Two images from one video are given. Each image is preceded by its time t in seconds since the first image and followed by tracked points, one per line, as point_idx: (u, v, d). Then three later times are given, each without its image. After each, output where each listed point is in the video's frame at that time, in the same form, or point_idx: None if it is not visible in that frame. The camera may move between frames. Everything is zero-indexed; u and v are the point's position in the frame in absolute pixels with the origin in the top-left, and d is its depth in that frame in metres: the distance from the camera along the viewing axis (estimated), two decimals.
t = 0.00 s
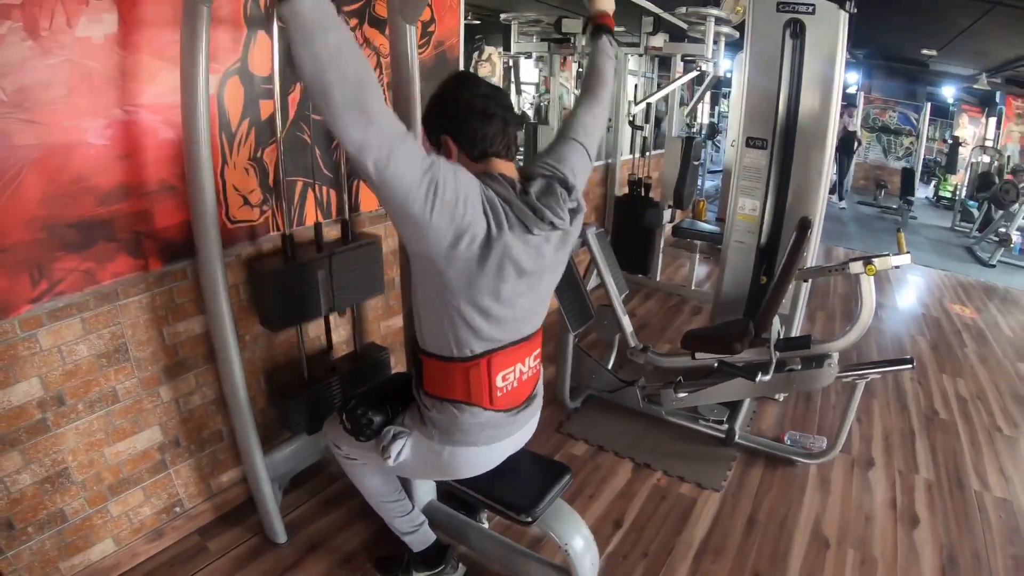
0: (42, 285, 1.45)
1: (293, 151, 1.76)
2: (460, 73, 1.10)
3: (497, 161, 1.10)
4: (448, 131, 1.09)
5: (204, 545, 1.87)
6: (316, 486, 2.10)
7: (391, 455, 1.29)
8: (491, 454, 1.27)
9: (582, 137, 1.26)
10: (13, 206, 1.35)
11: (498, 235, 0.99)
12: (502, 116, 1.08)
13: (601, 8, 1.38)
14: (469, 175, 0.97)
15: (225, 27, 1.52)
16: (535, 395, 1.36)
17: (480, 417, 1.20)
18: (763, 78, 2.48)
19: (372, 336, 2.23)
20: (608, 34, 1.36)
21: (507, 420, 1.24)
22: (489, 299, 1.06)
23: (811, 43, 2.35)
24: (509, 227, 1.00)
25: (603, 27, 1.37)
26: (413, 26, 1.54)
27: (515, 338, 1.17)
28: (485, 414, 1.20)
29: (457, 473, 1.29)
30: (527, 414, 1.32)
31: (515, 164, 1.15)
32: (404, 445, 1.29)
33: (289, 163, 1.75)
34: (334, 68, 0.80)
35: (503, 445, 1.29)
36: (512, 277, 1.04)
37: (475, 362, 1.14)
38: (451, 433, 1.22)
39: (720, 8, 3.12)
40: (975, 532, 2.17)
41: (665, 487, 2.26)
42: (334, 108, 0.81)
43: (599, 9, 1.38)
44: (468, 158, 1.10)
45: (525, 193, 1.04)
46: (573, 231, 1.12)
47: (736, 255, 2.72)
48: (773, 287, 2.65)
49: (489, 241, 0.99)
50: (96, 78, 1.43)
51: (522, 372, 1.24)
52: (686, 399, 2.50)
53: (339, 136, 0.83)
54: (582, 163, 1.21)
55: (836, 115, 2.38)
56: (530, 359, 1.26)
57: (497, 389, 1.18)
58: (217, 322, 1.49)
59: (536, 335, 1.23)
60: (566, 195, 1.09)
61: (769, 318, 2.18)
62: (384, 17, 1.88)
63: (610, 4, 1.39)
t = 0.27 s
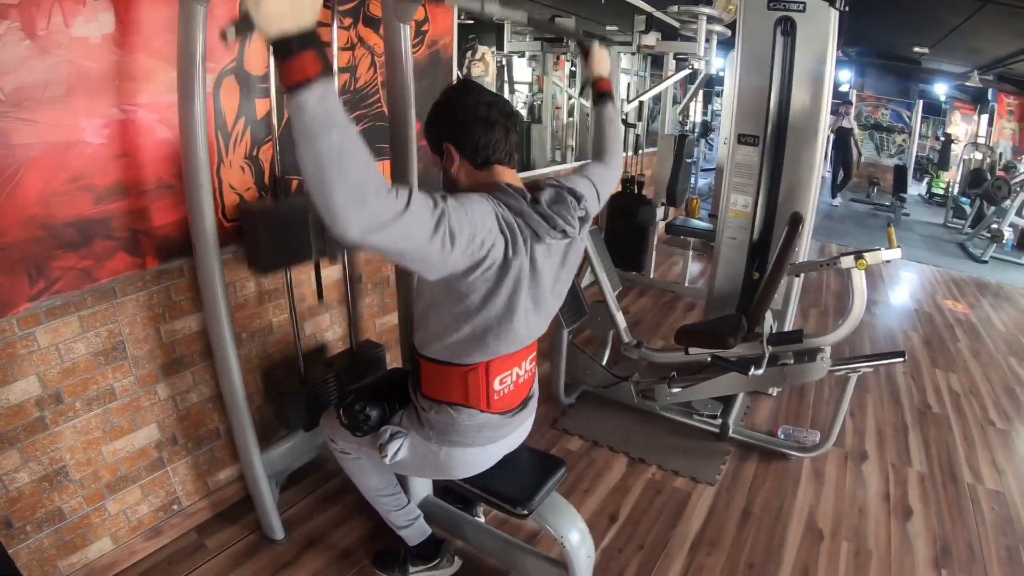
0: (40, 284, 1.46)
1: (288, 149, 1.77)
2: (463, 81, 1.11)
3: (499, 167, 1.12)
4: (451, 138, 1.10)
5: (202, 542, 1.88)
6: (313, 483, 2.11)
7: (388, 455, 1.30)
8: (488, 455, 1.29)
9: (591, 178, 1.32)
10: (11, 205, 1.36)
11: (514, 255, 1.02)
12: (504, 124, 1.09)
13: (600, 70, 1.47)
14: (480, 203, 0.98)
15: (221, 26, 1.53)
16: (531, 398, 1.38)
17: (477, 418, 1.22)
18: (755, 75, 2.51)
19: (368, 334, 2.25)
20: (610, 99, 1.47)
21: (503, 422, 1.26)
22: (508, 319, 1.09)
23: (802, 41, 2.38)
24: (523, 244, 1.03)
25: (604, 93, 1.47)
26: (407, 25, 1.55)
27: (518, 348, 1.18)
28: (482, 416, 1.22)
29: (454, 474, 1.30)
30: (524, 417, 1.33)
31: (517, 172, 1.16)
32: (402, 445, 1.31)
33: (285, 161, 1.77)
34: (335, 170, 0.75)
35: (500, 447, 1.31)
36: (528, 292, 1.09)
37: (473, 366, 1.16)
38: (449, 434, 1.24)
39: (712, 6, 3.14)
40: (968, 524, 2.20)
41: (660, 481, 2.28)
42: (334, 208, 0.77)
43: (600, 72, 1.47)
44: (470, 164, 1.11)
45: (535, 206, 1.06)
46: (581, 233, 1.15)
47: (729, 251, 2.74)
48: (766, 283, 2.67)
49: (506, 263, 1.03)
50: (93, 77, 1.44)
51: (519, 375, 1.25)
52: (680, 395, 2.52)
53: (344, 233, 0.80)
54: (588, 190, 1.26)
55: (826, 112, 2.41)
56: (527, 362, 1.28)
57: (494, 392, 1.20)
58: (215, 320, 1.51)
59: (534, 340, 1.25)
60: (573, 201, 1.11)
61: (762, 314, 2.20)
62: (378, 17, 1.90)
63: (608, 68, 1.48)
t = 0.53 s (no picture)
0: (44, 278, 1.47)
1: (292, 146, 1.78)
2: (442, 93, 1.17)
3: (482, 168, 1.14)
4: (434, 148, 1.13)
5: (204, 537, 1.89)
6: (315, 479, 2.12)
7: (388, 454, 1.30)
8: (488, 456, 1.29)
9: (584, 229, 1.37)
10: (16, 200, 1.37)
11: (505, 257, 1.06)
12: (483, 128, 1.12)
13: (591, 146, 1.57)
14: (462, 216, 1.03)
15: (225, 24, 1.53)
16: (531, 398, 1.38)
17: (477, 418, 1.22)
18: (760, 75, 2.49)
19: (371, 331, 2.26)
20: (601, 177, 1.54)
21: (503, 422, 1.26)
22: (510, 322, 1.13)
23: (808, 40, 2.36)
24: (511, 243, 1.07)
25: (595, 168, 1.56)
26: (411, 23, 1.56)
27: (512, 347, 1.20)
28: (482, 416, 1.22)
29: (454, 475, 1.30)
30: (524, 416, 1.33)
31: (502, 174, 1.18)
32: (403, 445, 1.31)
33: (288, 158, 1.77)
34: (339, 289, 0.87)
35: (501, 447, 1.31)
36: (526, 290, 1.12)
37: (472, 367, 1.17)
38: (448, 435, 1.24)
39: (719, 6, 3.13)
40: (971, 527, 2.19)
41: (661, 481, 2.28)
42: (345, 321, 0.89)
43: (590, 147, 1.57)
44: (453, 170, 1.14)
45: (516, 200, 1.09)
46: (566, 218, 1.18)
47: (734, 251, 2.74)
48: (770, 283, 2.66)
49: (500, 268, 1.06)
50: (98, 74, 1.45)
51: (518, 375, 1.26)
52: (682, 394, 2.51)
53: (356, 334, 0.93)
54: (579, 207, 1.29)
55: (832, 112, 2.39)
56: (525, 363, 1.28)
57: (493, 392, 1.20)
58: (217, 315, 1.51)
59: (532, 341, 1.25)
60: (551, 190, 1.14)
61: (765, 314, 2.20)
62: (383, 14, 1.90)
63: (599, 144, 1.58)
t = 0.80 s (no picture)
0: (44, 274, 1.47)
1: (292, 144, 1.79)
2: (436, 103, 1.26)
3: (475, 173, 1.17)
4: (427, 154, 1.18)
5: (201, 532, 1.89)
6: (313, 477, 2.12)
7: (381, 457, 1.30)
8: (482, 462, 1.29)
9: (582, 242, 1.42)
10: (16, 196, 1.37)
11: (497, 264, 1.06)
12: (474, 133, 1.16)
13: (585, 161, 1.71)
14: (454, 225, 1.03)
15: (225, 22, 1.53)
16: (526, 403, 1.37)
17: (471, 425, 1.21)
18: (767, 75, 2.47)
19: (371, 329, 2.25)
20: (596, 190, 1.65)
21: (497, 428, 1.25)
22: (505, 329, 1.13)
23: (816, 40, 2.33)
24: (504, 250, 1.07)
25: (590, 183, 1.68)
26: (412, 21, 1.55)
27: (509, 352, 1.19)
28: (475, 422, 1.22)
29: (447, 481, 1.30)
30: (518, 422, 1.32)
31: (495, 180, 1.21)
32: (396, 449, 1.31)
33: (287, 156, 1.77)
34: (327, 301, 0.87)
35: (495, 453, 1.30)
36: (520, 297, 1.12)
37: (466, 373, 1.16)
38: (442, 441, 1.24)
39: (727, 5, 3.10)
40: (975, 538, 2.16)
41: (660, 484, 2.26)
42: (334, 332, 0.89)
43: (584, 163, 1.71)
44: (447, 175, 1.17)
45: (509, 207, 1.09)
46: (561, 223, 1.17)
47: (738, 253, 2.71)
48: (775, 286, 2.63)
49: (491, 276, 1.06)
50: (98, 72, 1.45)
51: (512, 382, 1.25)
52: (684, 397, 2.50)
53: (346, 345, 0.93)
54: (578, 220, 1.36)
55: (840, 113, 2.37)
56: (520, 369, 1.27)
57: (487, 398, 1.19)
58: (214, 314, 1.51)
59: (527, 347, 1.24)
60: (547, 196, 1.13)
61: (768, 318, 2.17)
62: (384, 12, 1.89)
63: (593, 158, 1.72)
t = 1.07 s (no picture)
0: (44, 271, 1.49)
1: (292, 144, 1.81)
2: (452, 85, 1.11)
3: (484, 173, 1.10)
4: (437, 144, 1.09)
5: (197, 527, 1.91)
6: (309, 475, 2.13)
7: (371, 455, 1.30)
8: (472, 463, 1.28)
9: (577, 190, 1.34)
10: (17, 193, 1.39)
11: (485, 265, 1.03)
12: (490, 131, 1.08)
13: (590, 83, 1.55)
14: (452, 212, 0.99)
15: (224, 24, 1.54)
16: (519, 404, 1.37)
17: (461, 426, 1.21)
18: (773, 78, 2.44)
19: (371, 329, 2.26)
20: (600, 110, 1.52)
21: (488, 429, 1.25)
22: (485, 325, 1.10)
23: (823, 42, 2.31)
24: (497, 254, 1.03)
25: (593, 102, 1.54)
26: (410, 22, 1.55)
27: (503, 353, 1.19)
28: (467, 423, 1.21)
29: (438, 481, 1.30)
30: (511, 423, 1.32)
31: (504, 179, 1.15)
32: (386, 447, 1.31)
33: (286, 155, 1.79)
34: (289, 177, 0.78)
35: (487, 453, 1.29)
36: (506, 299, 1.09)
37: (458, 374, 1.16)
38: (433, 441, 1.23)
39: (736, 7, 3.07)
40: (979, 553, 2.12)
41: (658, 491, 2.25)
42: (292, 216, 0.80)
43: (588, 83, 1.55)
44: (455, 171, 1.11)
45: (514, 213, 1.04)
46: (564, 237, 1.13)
47: (743, 257, 2.68)
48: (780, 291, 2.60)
49: (478, 275, 1.04)
50: (98, 73, 1.46)
51: (505, 382, 1.24)
52: (685, 403, 2.48)
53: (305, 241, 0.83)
54: (579, 207, 1.31)
55: (847, 116, 2.34)
56: (513, 369, 1.27)
57: (479, 399, 1.19)
58: (210, 312, 1.52)
59: (519, 347, 1.24)
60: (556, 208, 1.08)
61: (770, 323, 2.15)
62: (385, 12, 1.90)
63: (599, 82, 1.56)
